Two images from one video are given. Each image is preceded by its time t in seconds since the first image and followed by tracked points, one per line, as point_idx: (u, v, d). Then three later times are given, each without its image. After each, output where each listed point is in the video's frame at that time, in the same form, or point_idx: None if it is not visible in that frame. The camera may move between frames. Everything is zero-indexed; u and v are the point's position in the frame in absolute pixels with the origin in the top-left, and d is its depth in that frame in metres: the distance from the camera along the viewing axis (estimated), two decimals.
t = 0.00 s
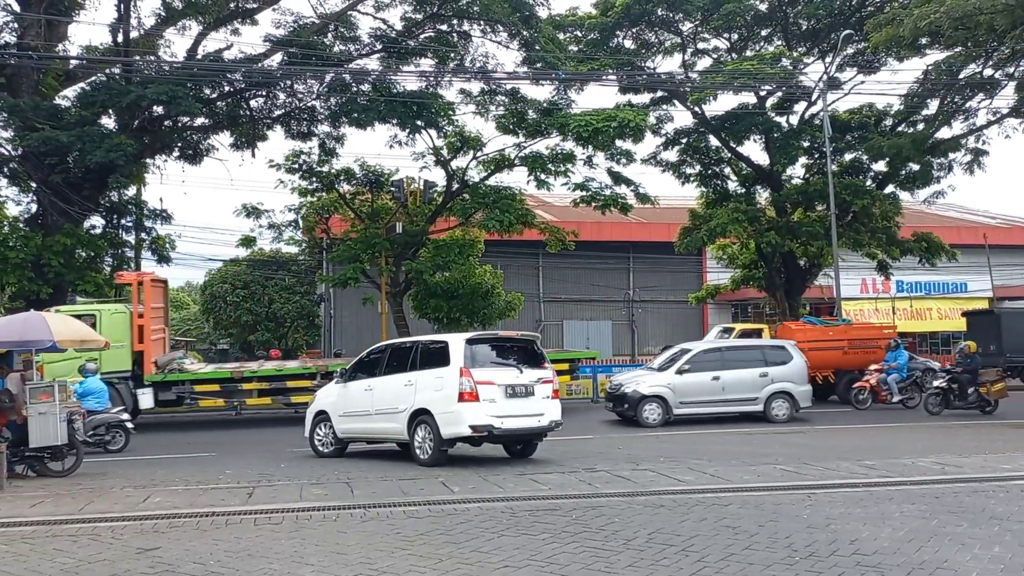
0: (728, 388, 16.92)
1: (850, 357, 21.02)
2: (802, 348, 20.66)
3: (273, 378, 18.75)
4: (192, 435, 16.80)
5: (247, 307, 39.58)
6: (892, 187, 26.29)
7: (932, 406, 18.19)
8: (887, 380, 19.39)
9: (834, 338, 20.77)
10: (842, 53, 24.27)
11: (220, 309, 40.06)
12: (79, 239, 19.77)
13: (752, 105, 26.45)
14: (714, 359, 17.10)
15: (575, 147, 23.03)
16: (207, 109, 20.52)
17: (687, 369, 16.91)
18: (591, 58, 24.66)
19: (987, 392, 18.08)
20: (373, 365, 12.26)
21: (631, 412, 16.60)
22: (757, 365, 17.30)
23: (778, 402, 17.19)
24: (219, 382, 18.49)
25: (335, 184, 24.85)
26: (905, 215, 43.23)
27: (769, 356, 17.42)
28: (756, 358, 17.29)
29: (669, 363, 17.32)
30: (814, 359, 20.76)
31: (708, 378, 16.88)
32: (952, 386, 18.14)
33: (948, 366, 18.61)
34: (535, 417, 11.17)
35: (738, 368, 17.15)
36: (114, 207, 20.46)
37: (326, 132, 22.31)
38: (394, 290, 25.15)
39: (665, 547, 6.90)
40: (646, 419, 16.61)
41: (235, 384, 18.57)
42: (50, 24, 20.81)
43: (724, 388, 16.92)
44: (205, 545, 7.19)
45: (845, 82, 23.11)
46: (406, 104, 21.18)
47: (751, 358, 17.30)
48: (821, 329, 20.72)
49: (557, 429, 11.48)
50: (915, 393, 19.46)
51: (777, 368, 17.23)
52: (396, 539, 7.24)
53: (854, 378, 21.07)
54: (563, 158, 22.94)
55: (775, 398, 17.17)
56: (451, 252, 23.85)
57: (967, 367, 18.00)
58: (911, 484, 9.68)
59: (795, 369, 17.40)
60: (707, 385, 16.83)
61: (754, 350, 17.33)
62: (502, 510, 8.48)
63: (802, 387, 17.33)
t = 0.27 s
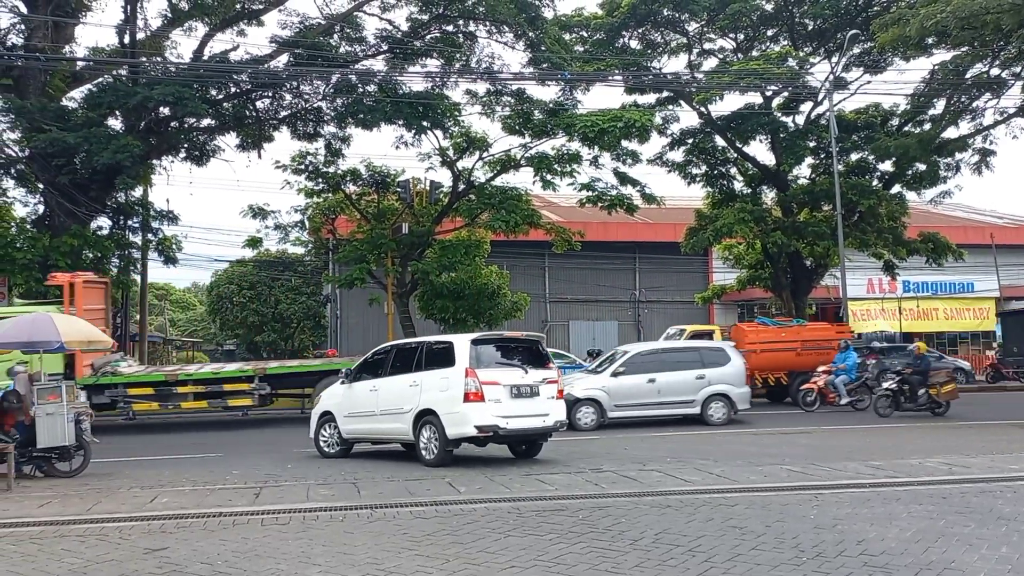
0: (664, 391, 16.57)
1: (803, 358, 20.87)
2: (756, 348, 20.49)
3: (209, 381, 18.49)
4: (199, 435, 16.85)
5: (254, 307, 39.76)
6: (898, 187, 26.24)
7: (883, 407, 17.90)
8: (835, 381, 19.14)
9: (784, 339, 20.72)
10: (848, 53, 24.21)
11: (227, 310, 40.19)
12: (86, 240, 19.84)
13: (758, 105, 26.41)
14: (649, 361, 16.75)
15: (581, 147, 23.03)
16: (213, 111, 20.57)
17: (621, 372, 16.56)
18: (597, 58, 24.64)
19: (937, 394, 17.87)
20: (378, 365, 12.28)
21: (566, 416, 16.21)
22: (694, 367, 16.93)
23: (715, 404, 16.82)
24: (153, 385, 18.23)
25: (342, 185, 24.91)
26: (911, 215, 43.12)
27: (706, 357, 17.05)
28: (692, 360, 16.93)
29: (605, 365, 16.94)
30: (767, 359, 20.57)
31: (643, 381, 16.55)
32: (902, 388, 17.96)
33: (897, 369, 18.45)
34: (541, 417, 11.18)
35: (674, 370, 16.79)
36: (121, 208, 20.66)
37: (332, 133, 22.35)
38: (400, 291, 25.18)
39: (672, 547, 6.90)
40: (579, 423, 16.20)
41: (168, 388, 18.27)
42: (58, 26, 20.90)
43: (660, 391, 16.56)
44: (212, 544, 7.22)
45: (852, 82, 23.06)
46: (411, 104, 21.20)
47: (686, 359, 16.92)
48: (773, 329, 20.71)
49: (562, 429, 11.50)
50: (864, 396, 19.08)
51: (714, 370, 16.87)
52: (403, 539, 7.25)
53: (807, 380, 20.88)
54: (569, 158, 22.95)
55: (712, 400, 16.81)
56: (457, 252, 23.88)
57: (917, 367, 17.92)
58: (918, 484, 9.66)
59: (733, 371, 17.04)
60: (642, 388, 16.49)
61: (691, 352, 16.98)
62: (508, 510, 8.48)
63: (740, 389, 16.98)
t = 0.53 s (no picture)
0: (596, 393, 16.50)
1: (754, 360, 20.82)
2: (704, 348, 20.59)
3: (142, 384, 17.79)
4: (202, 435, 16.88)
5: (257, 308, 39.86)
6: (902, 187, 26.22)
7: (827, 409, 17.78)
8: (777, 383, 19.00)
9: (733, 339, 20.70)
10: (851, 52, 24.19)
11: (230, 310, 40.25)
12: (89, 240, 19.88)
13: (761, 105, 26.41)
14: (578, 364, 16.73)
15: (584, 147, 23.04)
16: (217, 112, 20.61)
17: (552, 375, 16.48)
18: (600, 58, 24.64)
19: (880, 396, 17.90)
20: (382, 366, 12.30)
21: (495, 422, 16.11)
22: (626, 369, 16.89)
23: (648, 407, 16.85)
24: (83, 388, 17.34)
25: (345, 185, 24.94)
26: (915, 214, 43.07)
27: (638, 358, 17.03)
28: (625, 362, 16.93)
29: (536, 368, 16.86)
30: (716, 360, 20.62)
31: (576, 383, 16.48)
32: (845, 390, 17.94)
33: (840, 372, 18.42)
34: (544, 417, 11.20)
35: (606, 372, 16.74)
36: (125, 208, 20.68)
37: (335, 133, 22.38)
38: (403, 291, 25.20)
39: (675, 547, 6.91)
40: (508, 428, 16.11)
41: (100, 390, 17.50)
42: (61, 27, 20.95)
43: (592, 394, 16.52)
44: (216, 545, 7.24)
45: (854, 82, 23.05)
46: (414, 105, 21.22)
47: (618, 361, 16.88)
48: (723, 329, 20.72)
49: (565, 429, 11.51)
50: (807, 397, 18.91)
51: (646, 372, 16.86)
52: (406, 539, 7.26)
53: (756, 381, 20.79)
54: (572, 158, 22.98)
55: (646, 402, 16.85)
56: (460, 253, 23.90)
57: (861, 369, 17.96)
58: (922, 484, 9.65)
59: (666, 373, 17.06)
60: (574, 390, 16.42)
61: (622, 353, 16.96)
62: (512, 510, 8.49)
63: (673, 391, 17.04)
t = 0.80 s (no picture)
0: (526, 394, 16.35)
1: (701, 361, 20.53)
2: (651, 349, 20.21)
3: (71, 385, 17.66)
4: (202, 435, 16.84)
5: (257, 307, 39.86)
6: (903, 186, 26.20)
7: (768, 410, 17.63)
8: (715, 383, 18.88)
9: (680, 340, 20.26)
10: (851, 51, 24.16)
11: (230, 310, 40.21)
12: (89, 240, 19.84)
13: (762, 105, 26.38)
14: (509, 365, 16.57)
15: (585, 146, 23.00)
16: (217, 111, 20.57)
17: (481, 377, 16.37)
18: (601, 58, 24.60)
19: (821, 396, 17.64)
20: (382, 365, 12.26)
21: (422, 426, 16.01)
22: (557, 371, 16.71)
23: (579, 408, 16.55)
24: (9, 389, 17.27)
25: (345, 185, 24.91)
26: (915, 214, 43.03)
27: (569, 359, 16.96)
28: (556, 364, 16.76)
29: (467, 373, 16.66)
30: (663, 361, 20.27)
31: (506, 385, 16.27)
32: (786, 390, 17.72)
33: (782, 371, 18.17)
34: (545, 417, 11.17)
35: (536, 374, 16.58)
36: (124, 208, 20.61)
37: (336, 132, 22.35)
38: (404, 291, 25.17)
39: (677, 546, 6.88)
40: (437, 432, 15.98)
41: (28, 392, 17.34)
42: (61, 26, 20.92)
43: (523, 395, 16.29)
44: (216, 544, 7.21)
45: (855, 81, 23.02)
46: (415, 104, 21.20)
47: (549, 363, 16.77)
48: (670, 329, 20.33)
49: (566, 429, 11.49)
50: (745, 397, 18.88)
51: (577, 375, 16.65)
52: (407, 539, 7.23)
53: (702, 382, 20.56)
54: (573, 158, 22.94)
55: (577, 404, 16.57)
56: (461, 252, 23.87)
57: (802, 370, 17.65)
58: (924, 483, 9.62)
59: (597, 375, 16.83)
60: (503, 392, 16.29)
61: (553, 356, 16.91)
62: (513, 510, 8.46)
63: (605, 394, 16.79)
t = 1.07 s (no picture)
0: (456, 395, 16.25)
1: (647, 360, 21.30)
2: (597, 349, 20.96)
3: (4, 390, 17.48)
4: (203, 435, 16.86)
5: (258, 306, 39.92)
6: (904, 185, 26.21)
7: (707, 412, 17.26)
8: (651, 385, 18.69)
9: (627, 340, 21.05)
10: (852, 50, 24.15)
11: (231, 309, 40.25)
12: (91, 240, 19.86)
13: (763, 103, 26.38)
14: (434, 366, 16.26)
15: (586, 146, 23.01)
16: (218, 110, 20.59)
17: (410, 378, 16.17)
18: (602, 57, 24.60)
19: (762, 397, 17.35)
20: (384, 365, 12.28)
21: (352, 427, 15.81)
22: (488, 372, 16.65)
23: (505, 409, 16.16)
24: None
25: (346, 184, 24.93)
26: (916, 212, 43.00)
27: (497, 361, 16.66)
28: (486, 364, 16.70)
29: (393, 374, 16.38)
30: (610, 361, 21.03)
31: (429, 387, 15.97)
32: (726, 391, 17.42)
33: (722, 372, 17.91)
34: (546, 416, 11.19)
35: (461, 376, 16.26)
36: (126, 207, 20.66)
37: (337, 132, 22.36)
38: (405, 290, 25.18)
39: (679, 545, 6.89)
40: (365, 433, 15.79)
41: None
42: (63, 26, 20.94)
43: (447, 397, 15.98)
44: (219, 544, 7.23)
45: (856, 80, 23.00)
46: (416, 103, 21.24)
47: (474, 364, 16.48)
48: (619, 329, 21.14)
49: (567, 428, 11.51)
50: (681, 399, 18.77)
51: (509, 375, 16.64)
52: (409, 538, 7.25)
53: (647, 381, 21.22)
54: (574, 157, 22.95)
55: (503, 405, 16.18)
56: (462, 251, 23.88)
57: (741, 371, 17.38)
58: (926, 482, 9.63)
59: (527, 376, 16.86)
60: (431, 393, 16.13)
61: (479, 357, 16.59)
62: (515, 509, 8.48)
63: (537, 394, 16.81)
